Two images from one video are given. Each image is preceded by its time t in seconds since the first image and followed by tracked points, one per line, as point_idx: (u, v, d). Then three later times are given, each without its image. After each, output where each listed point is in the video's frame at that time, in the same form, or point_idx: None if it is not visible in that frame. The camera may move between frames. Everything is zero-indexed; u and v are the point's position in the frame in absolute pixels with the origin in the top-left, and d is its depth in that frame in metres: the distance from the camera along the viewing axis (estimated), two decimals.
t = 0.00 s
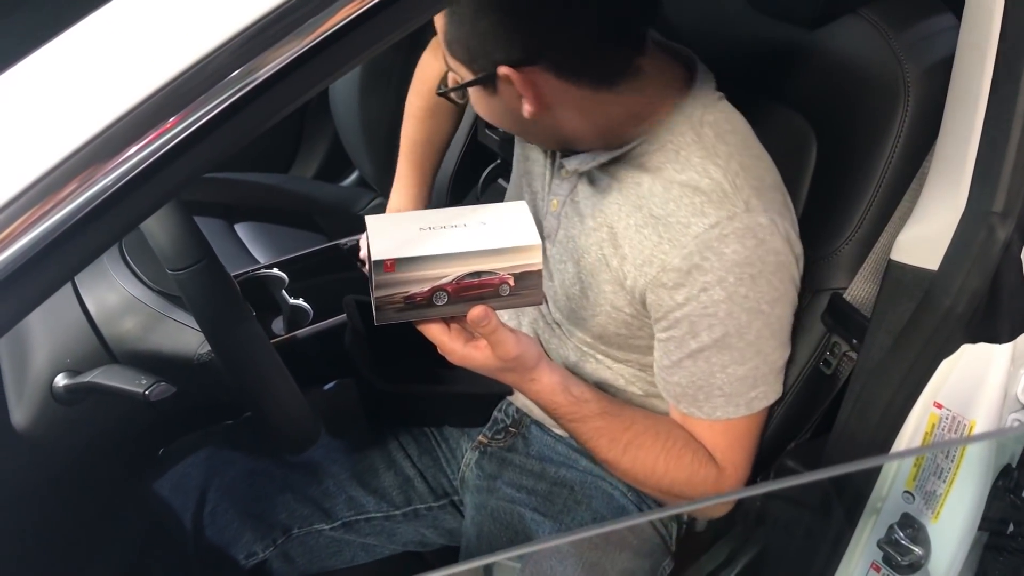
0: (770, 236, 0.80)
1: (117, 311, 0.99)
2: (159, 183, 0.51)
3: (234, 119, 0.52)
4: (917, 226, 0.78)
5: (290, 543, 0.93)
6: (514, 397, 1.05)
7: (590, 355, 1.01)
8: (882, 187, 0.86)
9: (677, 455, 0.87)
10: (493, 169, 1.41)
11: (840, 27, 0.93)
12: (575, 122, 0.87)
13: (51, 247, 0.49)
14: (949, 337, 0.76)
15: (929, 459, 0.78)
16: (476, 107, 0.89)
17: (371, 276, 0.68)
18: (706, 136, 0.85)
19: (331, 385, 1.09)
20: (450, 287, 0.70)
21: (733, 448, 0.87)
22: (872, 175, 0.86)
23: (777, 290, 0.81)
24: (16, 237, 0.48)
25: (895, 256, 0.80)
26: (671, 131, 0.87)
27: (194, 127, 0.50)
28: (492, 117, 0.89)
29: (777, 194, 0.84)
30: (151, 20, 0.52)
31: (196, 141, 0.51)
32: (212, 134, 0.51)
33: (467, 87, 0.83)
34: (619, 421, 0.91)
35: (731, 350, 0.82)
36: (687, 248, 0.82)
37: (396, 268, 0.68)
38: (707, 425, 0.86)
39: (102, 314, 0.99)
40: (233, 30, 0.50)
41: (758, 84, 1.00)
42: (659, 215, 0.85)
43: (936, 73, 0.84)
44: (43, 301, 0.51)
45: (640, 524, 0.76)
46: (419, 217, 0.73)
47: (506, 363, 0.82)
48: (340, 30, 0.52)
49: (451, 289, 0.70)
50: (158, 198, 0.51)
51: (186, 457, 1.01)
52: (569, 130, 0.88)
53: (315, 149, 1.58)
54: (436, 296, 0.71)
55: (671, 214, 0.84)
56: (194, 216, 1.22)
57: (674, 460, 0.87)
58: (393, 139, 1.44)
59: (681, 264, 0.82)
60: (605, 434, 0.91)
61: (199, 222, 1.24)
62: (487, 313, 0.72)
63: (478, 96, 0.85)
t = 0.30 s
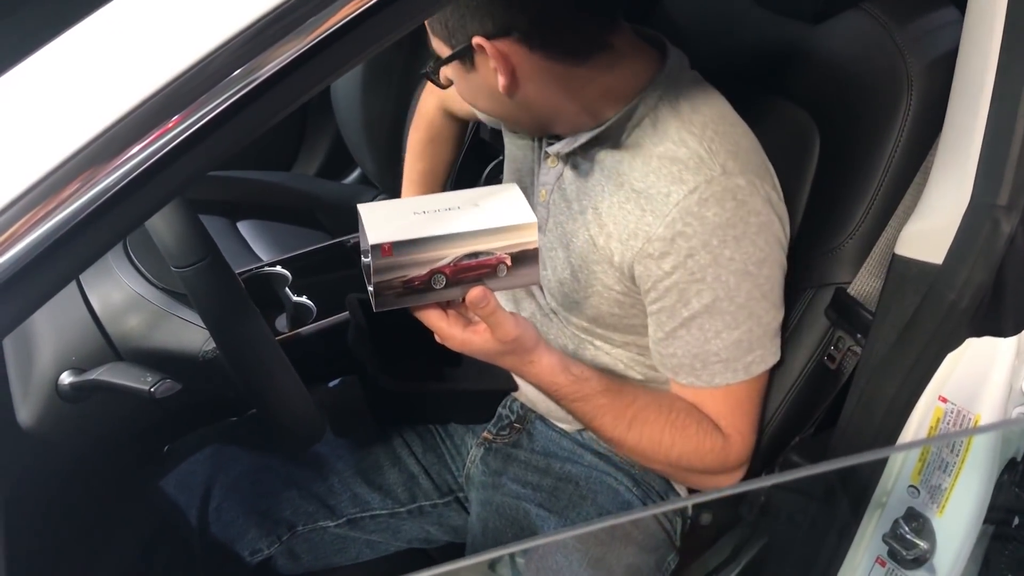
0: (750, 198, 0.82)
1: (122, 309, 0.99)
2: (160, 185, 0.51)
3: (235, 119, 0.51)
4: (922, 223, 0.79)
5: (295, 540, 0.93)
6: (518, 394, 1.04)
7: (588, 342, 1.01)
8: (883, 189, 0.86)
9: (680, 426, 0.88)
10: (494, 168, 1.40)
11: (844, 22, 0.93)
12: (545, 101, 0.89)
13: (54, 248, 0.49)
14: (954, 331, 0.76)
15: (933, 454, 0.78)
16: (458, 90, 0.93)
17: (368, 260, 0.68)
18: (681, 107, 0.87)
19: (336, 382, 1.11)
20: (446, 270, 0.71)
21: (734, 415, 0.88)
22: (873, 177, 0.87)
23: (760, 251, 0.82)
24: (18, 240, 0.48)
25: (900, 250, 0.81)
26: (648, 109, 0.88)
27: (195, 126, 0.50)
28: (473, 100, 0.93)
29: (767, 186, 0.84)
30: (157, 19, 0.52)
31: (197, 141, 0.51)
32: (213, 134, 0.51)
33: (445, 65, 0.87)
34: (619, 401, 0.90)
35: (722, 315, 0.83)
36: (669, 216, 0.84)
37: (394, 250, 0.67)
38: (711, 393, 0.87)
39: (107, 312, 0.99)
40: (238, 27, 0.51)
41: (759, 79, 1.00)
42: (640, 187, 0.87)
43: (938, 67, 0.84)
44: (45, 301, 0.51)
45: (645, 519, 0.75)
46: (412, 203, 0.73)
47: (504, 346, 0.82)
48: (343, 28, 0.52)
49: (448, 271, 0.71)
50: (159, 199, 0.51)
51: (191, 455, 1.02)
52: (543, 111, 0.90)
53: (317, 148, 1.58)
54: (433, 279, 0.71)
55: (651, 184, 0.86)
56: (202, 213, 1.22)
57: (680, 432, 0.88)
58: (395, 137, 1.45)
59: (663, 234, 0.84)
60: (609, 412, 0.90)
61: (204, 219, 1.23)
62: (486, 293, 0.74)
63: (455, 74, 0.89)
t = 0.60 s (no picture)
0: (753, 189, 0.83)
1: (127, 306, 1.01)
2: (160, 183, 0.51)
3: (237, 118, 0.51)
4: (923, 219, 0.78)
5: (299, 534, 0.94)
6: (521, 388, 1.05)
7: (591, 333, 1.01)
8: (881, 187, 0.87)
9: (676, 420, 0.89)
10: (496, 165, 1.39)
11: (846, 18, 0.93)
12: (549, 86, 0.89)
13: (57, 245, 0.49)
14: (954, 326, 0.76)
15: (935, 447, 0.78)
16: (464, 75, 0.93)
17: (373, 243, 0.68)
18: (686, 97, 0.88)
19: (339, 378, 1.10)
20: (451, 253, 0.70)
21: (732, 405, 0.88)
22: (871, 177, 0.87)
23: (761, 243, 0.83)
24: (21, 238, 0.48)
25: (900, 247, 0.80)
26: (654, 103, 0.89)
27: (197, 124, 0.50)
28: (478, 86, 0.93)
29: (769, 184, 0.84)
30: (162, 19, 0.53)
31: (197, 140, 0.51)
32: (215, 133, 0.51)
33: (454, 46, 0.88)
34: (616, 386, 0.92)
35: (722, 305, 0.84)
36: (671, 207, 0.84)
37: (399, 233, 0.68)
38: (710, 383, 0.88)
39: (111, 308, 1.01)
40: (240, 26, 0.51)
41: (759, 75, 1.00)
42: (643, 178, 0.88)
43: (939, 64, 0.84)
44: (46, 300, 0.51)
45: (645, 511, 0.76)
46: (414, 187, 0.73)
47: (508, 332, 0.83)
48: (344, 25, 0.53)
49: (452, 255, 0.71)
50: (161, 197, 0.51)
51: (196, 451, 1.01)
52: (547, 97, 0.91)
53: (320, 145, 1.59)
54: (437, 263, 0.71)
55: (654, 176, 0.86)
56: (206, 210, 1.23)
57: (679, 422, 0.89)
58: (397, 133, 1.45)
59: (664, 222, 0.84)
60: (609, 399, 0.91)
61: (207, 217, 1.24)
62: (488, 277, 0.74)
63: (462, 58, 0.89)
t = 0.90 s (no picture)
0: (774, 193, 0.83)
1: (125, 301, 1.01)
2: (155, 177, 0.52)
3: (233, 111, 0.52)
4: (919, 217, 0.78)
5: (297, 531, 0.94)
6: (520, 386, 1.05)
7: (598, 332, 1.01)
8: (882, 184, 0.86)
9: (676, 424, 0.90)
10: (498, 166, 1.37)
11: (843, 17, 0.93)
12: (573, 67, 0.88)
13: (53, 238, 0.50)
14: (951, 326, 0.76)
15: (931, 446, 0.79)
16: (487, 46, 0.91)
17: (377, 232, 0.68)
18: (710, 99, 0.88)
19: (338, 375, 1.10)
20: (454, 242, 0.71)
21: (738, 410, 0.88)
22: (873, 172, 0.87)
23: (779, 246, 0.83)
24: (19, 229, 0.49)
25: (899, 246, 0.80)
26: (677, 100, 0.90)
27: (193, 118, 0.50)
28: (499, 58, 0.91)
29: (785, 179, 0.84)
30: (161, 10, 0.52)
31: (193, 134, 0.51)
32: (212, 126, 0.52)
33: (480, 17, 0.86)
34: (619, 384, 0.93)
35: (737, 307, 0.83)
36: (691, 207, 0.84)
37: (401, 222, 0.68)
38: (713, 388, 0.88)
39: (109, 304, 1.01)
40: (236, 18, 0.51)
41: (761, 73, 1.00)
42: (663, 178, 0.88)
43: (938, 62, 0.84)
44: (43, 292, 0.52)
45: (638, 506, 0.77)
46: (417, 179, 0.74)
47: (510, 324, 0.83)
48: (341, 21, 0.53)
49: (455, 244, 0.71)
50: (157, 190, 0.52)
51: (192, 447, 1.02)
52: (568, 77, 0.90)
53: (320, 143, 1.59)
54: (440, 253, 0.71)
55: (675, 175, 0.87)
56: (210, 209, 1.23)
57: (682, 424, 0.89)
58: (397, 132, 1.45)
59: (684, 223, 0.85)
60: (614, 398, 0.93)
61: (208, 215, 1.25)
62: (491, 266, 0.74)
63: (490, 27, 0.88)
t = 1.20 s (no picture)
0: (768, 170, 0.84)
1: (123, 300, 1.01)
2: (151, 179, 0.52)
3: (230, 111, 0.52)
4: (913, 220, 0.79)
5: (293, 530, 0.94)
6: (516, 387, 1.06)
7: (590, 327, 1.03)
8: (878, 186, 0.87)
9: (664, 406, 0.90)
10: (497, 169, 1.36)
11: (840, 24, 0.93)
12: (563, 60, 0.91)
13: (51, 237, 0.50)
14: (947, 328, 0.76)
15: (925, 449, 0.80)
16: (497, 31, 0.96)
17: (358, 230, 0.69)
18: (705, 83, 0.89)
19: (336, 375, 1.11)
20: (437, 236, 0.71)
21: (739, 391, 0.87)
22: (868, 176, 0.87)
23: (774, 224, 0.83)
24: (17, 227, 0.49)
25: (892, 249, 0.81)
26: (672, 86, 0.91)
27: (193, 118, 0.51)
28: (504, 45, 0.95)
29: (777, 154, 0.85)
30: (161, 10, 0.53)
31: (192, 135, 0.52)
32: (210, 126, 0.52)
33: None
34: (615, 368, 0.93)
35: (735, 285, 0.83)
36: (686, 185, 0.85)
37: (383, 220, 0.69)
38: (712, 366, 0.88)
39: (107, 303, 1.01)
40: (236, 19, 0.51)
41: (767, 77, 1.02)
42: (660, 161, 0.89)
43: (935, 66, 0.84)
44: (41, 291, 0.53)
45: (635, 509, 0.79)
46: (401, 175, 0.76)
47: (501, 313, 0.84)
48: (339, 22, 0.53)
49: (439, 239, 0.72)
50: (155, 190, 0.52)
51: (190, 446, 1.03)
52: (560, 72, 0.92)
53: (320, 145, 1.59)
54: (425, 246, 0.72)
55: (671, 156, 0.88)
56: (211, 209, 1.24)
57: (679, 407, 0.89)
58: (397, 134, 1.46)
59: (678, 202, 0.85)
60: (608, 382, 0.93)
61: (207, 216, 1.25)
62: (475, 259, 0.73)
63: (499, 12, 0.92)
